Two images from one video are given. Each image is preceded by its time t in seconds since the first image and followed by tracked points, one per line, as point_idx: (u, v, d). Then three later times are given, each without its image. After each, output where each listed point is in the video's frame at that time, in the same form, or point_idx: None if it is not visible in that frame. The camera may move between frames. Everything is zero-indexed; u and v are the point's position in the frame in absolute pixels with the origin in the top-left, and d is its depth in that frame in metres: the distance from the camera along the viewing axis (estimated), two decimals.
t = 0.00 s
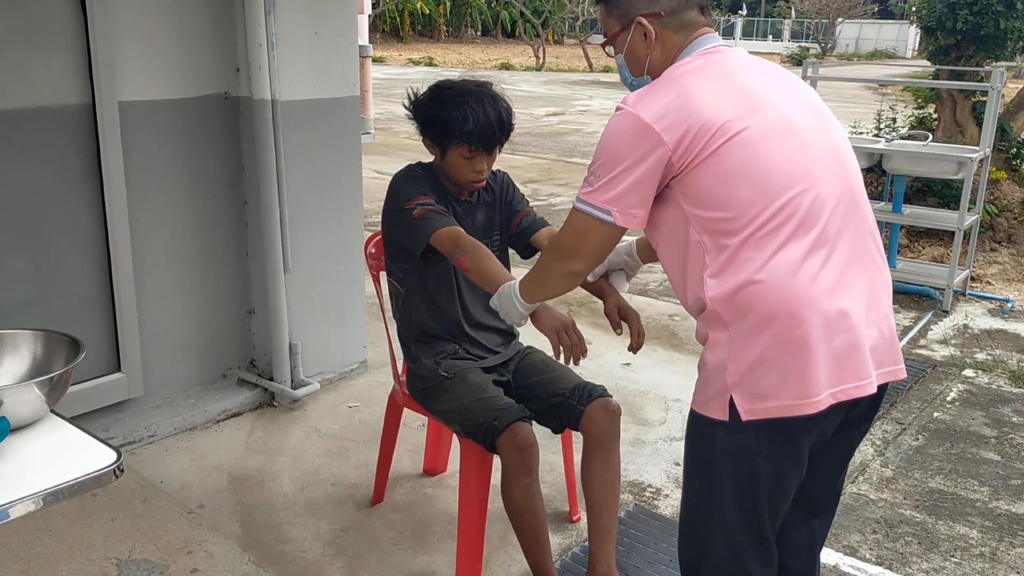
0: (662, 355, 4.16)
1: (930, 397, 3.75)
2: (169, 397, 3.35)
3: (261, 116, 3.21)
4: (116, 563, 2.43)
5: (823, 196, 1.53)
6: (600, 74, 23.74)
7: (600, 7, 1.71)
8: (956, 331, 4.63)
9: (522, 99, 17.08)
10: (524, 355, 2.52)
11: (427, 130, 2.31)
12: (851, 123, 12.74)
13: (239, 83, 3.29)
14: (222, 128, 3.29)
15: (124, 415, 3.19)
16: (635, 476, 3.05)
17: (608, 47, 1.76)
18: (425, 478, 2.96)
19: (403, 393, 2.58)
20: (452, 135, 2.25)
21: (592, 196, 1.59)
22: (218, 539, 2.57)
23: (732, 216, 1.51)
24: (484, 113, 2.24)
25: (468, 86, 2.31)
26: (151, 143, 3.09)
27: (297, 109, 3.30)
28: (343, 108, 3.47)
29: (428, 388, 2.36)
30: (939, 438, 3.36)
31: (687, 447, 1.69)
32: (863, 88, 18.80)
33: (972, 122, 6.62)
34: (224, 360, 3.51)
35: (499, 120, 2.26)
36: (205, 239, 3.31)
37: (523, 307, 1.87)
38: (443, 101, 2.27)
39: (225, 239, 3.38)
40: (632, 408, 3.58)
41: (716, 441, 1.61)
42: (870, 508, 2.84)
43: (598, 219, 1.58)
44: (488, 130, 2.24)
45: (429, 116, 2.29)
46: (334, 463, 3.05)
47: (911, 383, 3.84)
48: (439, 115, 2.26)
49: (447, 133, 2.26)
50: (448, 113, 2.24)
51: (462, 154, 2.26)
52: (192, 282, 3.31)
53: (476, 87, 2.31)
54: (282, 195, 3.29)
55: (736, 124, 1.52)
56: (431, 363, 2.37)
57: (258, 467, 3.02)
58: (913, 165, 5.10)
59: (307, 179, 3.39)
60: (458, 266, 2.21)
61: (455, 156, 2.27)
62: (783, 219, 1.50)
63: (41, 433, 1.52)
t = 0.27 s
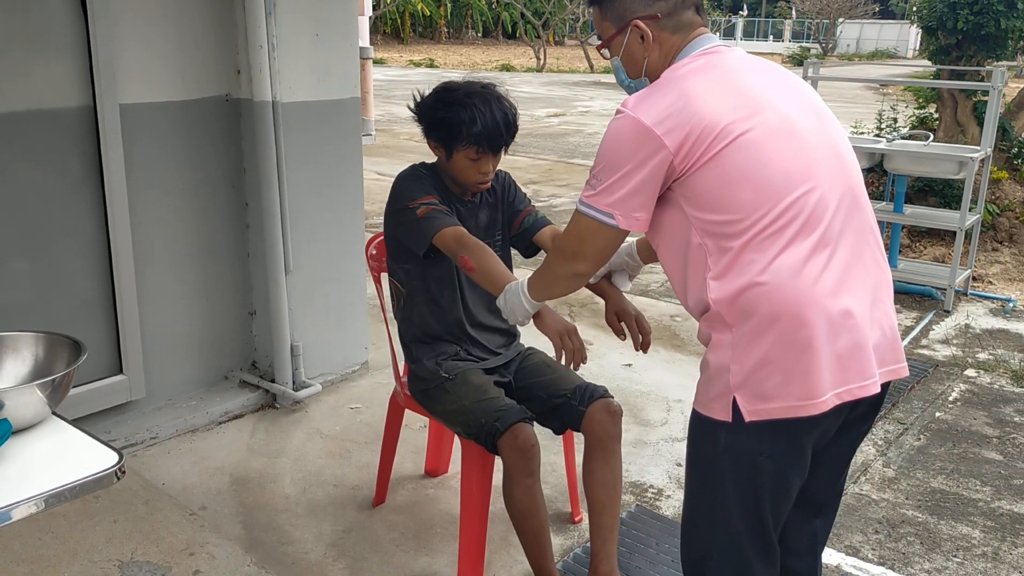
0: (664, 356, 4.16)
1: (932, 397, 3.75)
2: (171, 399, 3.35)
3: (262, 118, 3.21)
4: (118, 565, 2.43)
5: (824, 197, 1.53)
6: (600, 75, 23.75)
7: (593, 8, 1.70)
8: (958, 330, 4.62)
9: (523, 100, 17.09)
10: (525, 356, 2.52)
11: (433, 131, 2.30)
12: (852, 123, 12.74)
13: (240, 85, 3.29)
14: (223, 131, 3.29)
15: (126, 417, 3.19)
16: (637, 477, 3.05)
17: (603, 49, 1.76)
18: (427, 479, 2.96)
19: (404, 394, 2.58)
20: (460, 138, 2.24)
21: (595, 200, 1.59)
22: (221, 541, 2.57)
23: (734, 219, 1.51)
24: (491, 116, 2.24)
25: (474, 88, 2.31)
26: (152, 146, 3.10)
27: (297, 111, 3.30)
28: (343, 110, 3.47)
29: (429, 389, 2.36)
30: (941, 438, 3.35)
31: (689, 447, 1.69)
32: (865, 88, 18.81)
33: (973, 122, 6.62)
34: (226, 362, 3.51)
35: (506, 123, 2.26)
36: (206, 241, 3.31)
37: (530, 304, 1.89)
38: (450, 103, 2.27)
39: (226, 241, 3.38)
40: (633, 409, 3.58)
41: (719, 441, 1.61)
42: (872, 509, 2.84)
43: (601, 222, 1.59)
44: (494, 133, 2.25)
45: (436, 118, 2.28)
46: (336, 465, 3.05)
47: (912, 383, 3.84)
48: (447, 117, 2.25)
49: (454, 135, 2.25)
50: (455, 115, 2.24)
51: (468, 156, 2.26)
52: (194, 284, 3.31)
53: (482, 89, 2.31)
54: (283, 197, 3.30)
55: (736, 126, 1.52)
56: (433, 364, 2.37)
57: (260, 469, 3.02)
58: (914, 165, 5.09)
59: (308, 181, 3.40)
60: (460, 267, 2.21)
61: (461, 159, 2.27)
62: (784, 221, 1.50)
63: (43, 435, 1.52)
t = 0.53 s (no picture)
0: (664, 357, 4.16)
1: (932, 397, 3.75)
2: (171, 401, 3.35)
3: (262, 120, 3.21)
4: (118, 567, 2.43)
5: (822, 197, 1.53)
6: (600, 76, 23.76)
7: (583, 13, 1.70)
8: (958, 330, 4.62)
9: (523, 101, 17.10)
10: (525, 357, 2.52)
11: (436, 132, 2.30)
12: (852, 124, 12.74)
13: (240, 87, 3.29)
14: (223, 133, 3.30)
15: (126, 419, 3.19)
16: (637, 477, 3.05)
17: (594, 55, 1.76)
18: (427, 480, 2.96)
19: (404, 396, 2.58)
20: (462, 139, 2.24)
21: (595, 206, 1.59)
22: (221, 543, 2.57)
23: (733, 221, 1.51)
24: (494, 117, 2.24)
25: (478, 90, 2.31)
26: (152, 148, 3.10)
27: (297, 113, 3.30)
28: (343, 112, 3.47)
29: (429, 391, 2.36)
30: (941, 437, 3.35)
31: (688, 448, 1.69)
32: (864, 88, 18.82)
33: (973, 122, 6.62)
34: (226, 363, 3.51)
35: (509, 125, 2.27)
36: (206, 243, 3.32)
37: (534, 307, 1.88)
38: (453, 104, 2.27)
39: (226, 243, 3.39)
40: (634, 410, 3.58)
41: (719, 441, 1.61)
42: (872, 509, 2.84)
43: (601, 228, 1.59)
44: (497, 134, 2.24)
45: (438, 119, 2.28)
46: (336, 466, 3.05)
47: (912, 383, 3.84)
48: (449, 118, 2.26)
49: (456, 136, 2.25)
50: (459, 116, 2.24)
51: (471, 158, 2.26)
52: (194, 286, 3.31)
53: (486, 91, 2.32)
54: (283, 199, 3.30)
55: (734, 128, 1.52)
56: (433, 366, 2.37)
57: (260, 471, 3.02)
58: (913, 165, 5.10)
59: (307, 183, 3.40)
60: (464, 266, 2.20)
61: (463, 160, 2.27)
62: (783, 223, 1.50)
63: (42, 438, 1.52)
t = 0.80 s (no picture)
0: (663, 357, 4.16)
1: (931, 397, 3.75)
2: (170, 403, 3.35)
3: (260, 121, 3.21)
4: (117, 570, 2.43)
5: (822, 196, 1.54)
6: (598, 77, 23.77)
7: (570, 22, 1.70)
8: (958, 330, 4.62)
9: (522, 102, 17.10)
10: (524, 358, 2.52)
11: (437, 131, 2.30)
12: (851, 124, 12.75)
13: (238, 88, 3.29)
14: (221, 134, 3.29)
15: (125, 421, 3.19)
16: (637, 478, 3.05)
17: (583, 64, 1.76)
18: (426, 482, 2.96)
19: (403, 397, 2.58)
20: (462, 139, 2.24)
21: (596, 212, 1.58)
22: (220, 545, 2.57)
23: (736, 222, 1.51)
24: (494, 117, 2.24)
25: (480, 90, 2.31)
26: (151, 150, 3.10)
27: (296, 114, 3.30)
28: (341, 113, 3.47)
29: (428, 392, 2.36)
30: (940, 437, 3.35)
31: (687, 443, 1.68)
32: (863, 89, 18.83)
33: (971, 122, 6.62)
34: (225, 365, 3.51)
35: (509, 126, 2.26)
36: (204, 245, 3.31)
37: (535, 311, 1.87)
38: (454, 103, 2.27)
39: (226, 245, 3.38)
40: (633, 411, 3.58)
41: (720, 436, 1.61)
42: (872, 509, 2.84)
43: (605, 234, 1.58)
44: (497, 135, 2.24)
45: (439, 118, 2.28)
46: (335, 468, 3.05)
47: (912, 383, 3.84)
48: (450, 117, 2.25)
49: (456, 135, 2.25)
50: (459, 116, 2.24)
51: (471, 158, 2.26)
52: (193, 288, 3.31)
53: (487, 92, 2.32)
54: (282, 200, 3.30)
55: (733, 130, 1.52)
56: (432, 367, 2.36)
57: (259, 472, 3.02)
58: (912, 165, 5.10)
59: (306, 184, 3.40)
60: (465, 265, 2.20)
61: (463, 159, 2.27)
62: (786, 223, 1.50)
63: (41, 440, 1.52)
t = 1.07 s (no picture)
0: (663, 358, 4.16)
1: (931, 397, 3.75)
2: (169, 405, 3.35)
3: (259, 122, 3.21)
4: (116, 571, 2.43)
5: (819, 195, 1.55)
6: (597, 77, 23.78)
7: (543, 48, 1.71)
8: (957, 331, 4.62)
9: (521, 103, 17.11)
10: (524, 359, 2.52)
11: (440, 129, 2.30)
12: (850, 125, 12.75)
13: (237, 90, 3.29)
14: (220, 135, 3.29)
15: (125, 423, 3.19)
16: (637, 479, 3.05)
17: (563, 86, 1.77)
18: (426, 483, 2.96)
19: (403, 398, 2.57)
20: (465, 137, 2.24)
21: (599, 232, 1.56)
22: (219, 547, 2.57)
23: (743, 230, 1.51)
24: (498, 117, 2.24)
25: (485, 90, 2.31)
26: (150, 151, 3.10)
27: (295, 115, 3.30)
28: (340, 114, 3.47)
29: (428, 393, 2.36)
30: (940, 438, 3.35)
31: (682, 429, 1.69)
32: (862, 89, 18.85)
33: (970, 122, 6.62)
34: (224, 366, 3.51)
35: (513, 126, 2.26)
36: (204, 246, 3.31)
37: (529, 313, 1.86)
38: (458, 102, 2.27)
39: (225, 246, 3.38)
40: (633, 411, 3.58)
41: (717, 429, 1.61)
42: (872, 509, 2.84)
43: (608, 252, 1.57)
44: (500, 134, 2.24)
45: (443, 116, 2.28)
46: (334, 469, 3.05)
47: (911, 383, 3.84)
48: (453, 115, 2.25)
49: (459, 134, 2.25)
50: (462, 114, 2.24)
51: (473, 156, 2.26)
52: (192, 289, 3.31)
53: (491, 92, 2.31)
54: (281, 202, 3.30)
55: (730, 138, 1.51)
56: (431, 368, 2.36)
57: (258, 474, 3.02)
58: (912, 166, 5.10)
59: (306, 185, 3.40)
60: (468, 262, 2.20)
61: (465, 158, 2.27)
62: (792, 226, 1.52)
63: (40, 441, 1.52)
